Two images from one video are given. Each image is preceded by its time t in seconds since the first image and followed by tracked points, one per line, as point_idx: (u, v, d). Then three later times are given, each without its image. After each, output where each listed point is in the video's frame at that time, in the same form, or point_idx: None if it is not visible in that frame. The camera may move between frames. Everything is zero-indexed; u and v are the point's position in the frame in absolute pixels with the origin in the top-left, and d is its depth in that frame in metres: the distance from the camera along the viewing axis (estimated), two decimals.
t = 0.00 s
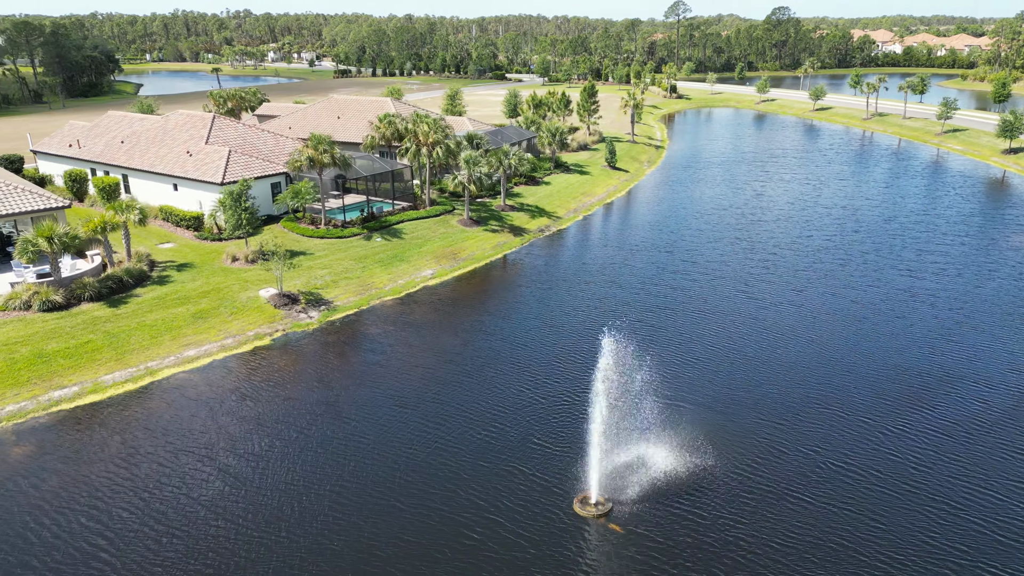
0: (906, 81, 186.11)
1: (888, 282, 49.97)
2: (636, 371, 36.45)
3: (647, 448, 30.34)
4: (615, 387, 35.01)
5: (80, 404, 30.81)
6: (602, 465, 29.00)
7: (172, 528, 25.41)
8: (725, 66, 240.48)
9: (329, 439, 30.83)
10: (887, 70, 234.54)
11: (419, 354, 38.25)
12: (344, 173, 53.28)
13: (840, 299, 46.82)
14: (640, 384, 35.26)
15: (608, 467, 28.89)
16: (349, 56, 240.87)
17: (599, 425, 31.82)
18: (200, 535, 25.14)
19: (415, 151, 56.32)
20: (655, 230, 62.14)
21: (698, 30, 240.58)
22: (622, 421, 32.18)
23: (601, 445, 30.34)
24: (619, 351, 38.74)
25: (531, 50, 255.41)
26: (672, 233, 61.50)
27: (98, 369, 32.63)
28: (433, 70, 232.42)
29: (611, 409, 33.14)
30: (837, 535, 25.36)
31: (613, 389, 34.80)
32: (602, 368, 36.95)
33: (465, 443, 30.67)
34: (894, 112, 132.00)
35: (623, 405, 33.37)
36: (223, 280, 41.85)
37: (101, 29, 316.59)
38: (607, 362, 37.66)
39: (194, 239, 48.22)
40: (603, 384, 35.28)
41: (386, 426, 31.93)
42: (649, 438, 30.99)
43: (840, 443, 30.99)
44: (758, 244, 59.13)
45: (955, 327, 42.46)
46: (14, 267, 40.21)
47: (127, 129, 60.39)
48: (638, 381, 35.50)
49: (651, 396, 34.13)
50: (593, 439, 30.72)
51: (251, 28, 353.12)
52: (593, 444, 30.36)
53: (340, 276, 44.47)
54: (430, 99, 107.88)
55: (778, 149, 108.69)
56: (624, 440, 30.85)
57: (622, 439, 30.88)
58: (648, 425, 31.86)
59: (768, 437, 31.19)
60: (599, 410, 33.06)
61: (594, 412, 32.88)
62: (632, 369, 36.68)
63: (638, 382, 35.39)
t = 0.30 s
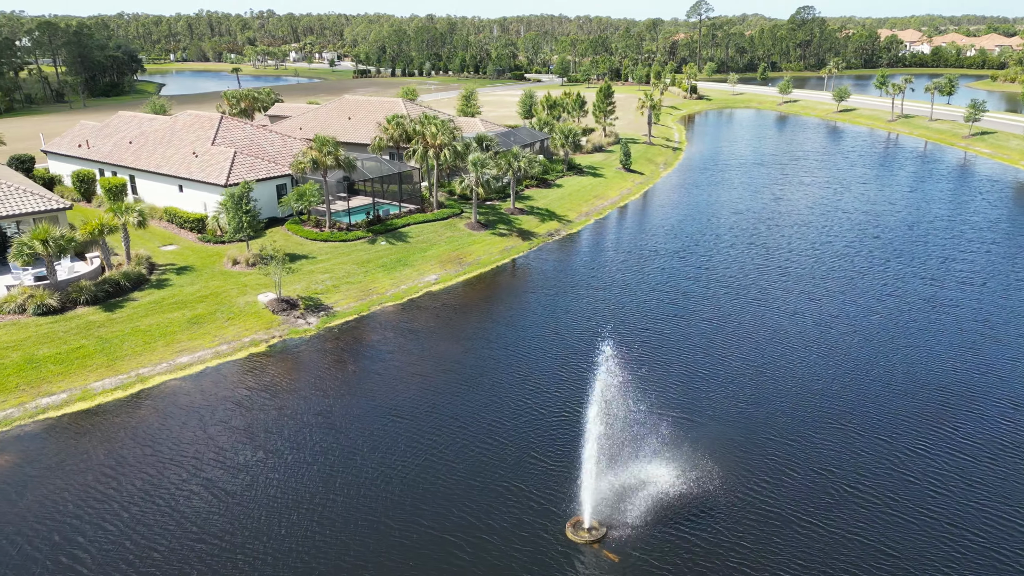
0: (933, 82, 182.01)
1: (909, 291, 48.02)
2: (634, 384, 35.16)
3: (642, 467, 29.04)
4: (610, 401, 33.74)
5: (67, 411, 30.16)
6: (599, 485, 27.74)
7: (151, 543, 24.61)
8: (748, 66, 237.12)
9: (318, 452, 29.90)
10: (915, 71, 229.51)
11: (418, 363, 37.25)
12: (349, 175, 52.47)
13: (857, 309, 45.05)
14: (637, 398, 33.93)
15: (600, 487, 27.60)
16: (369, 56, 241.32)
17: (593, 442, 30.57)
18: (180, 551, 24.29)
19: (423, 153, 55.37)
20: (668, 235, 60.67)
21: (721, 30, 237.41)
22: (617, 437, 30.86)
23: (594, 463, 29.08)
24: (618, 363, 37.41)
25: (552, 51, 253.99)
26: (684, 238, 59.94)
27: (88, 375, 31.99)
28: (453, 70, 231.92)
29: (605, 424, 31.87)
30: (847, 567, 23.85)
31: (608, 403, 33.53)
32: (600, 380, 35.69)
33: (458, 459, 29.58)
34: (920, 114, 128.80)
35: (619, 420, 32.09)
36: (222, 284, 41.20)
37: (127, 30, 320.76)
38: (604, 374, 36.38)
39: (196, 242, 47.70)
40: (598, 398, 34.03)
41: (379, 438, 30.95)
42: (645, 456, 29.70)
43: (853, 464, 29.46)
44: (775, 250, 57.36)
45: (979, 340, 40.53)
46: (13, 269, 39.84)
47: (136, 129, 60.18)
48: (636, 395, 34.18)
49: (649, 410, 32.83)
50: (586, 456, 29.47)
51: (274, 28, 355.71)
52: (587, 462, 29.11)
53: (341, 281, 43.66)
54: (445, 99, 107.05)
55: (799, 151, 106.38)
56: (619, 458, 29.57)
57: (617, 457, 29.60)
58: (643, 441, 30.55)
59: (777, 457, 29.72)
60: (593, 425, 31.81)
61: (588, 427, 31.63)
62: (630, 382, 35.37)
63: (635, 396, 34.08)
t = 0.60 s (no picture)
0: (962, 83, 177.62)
1: (930, 301, 46.11)
2: (632, 400, 33.71)
3: (634, 491, 27.58)
4: (605, 417, 32.26)
5: (53, 418, 29.53)
6: (592, 507, 26.49)
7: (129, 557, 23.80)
8: (771, 66, 233.53)
9: (307, 464, 28.99)
10: (943, 71, 224.29)
11: (416, 371, 36.27)
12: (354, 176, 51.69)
13: (875, 320, 43.30)
14: (634, 415, 32.52)
15: (589, 512, 26.16)
16: (389, 56, 241.39)
17: (584, 462, 29.11)
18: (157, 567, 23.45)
19: (430, 155, 54.40)
20: (681, 239, 59.17)
21: (743, 29, 234.21)
22: (609, 459, 29.39)
23: (584, 485, 27.65)
24: (617, 375, 35.99)
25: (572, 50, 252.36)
26: (695, 243, 58.27)
27: (77, 382, 31.39)
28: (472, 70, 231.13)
29: (598, 443, 30.43)
30: None
31: (602, 420, 32.05)
32: (595, 394, 34.24)
33: (449, 474, 28.55)
34: (948, 116, 125.55)
35: (612, 439, 30.62)
36: (220, 288, 40.56)
37: (152, 30, 324.56)
38: (600, 388, 34.85)
39: (199, 244, 47.17)
40: (594, 412, 32.67)
41: (370, 450, 30.00)
42: (638, 479, 28.22)
43: (865, 486, 27.92)
44: (791, 257, 55.60)
45: (1003, 355, 38.65)
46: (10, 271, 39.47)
47: (144, 129, 59.90)
48: (633, 412, 32.72)
49: (648, 428, 31.44)
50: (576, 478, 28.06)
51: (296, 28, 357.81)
52: (576, 484, 27.70)
53: (341, 286, 42.85)
54: (460, 99, 106.12)
55: (821, 153, 104.01)
56: (610, 480, 28.11)
57: (607, 479, 28.14)
58: (636, 463, 29.11)
59: (785, 477, 28.29)
60: (584, 444, 30.37)
61: (581, 445, 30.25)
62: (627, 397, 33.93)
63: (631, 414, 32.60)
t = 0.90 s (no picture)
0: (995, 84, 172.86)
1: (956, 313, 44.05)
2: (631, 417, 32.14)
3: (627, 519, 26.02)
4: (600, 436, 30.70)
5: (39, 425, 28.91)
6: (584, 535, 25.10)
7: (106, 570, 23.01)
8: (798, 66, 229.72)
9: (296, 476, 28.10)
10: (976, 71, 218.67)
11: (413, 380, 35.27)
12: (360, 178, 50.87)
13: (896, 332, 41.45)
14: (635, 432, 31.07)
15: (577, 542, 24.68)
16: (412, 56, 241.69)
17: (578, 485, 27.68)
18: None
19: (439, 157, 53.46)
20: (696, 244, 57.55)
21: (770, 29, 230.63)
22: (601, 483, 27.83)
23: (574, 512, 26.17)
24: (621, 389, 34.63)
25: (595, 51, 250.52)
26: (710, 249, 56.53)
27: (67, 388, 30.82)
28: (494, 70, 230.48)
29: (591, 465, 28.90)
30: None
31: (596, 439, 30.48)
32: (591, 410, 32.66)
33: (440, 489, 27.45)
34: (979, 118, 121.95)
35: (609, 459, 29.24)
36: (220, 292, 39.97)
37: (179, 31, 328.86)
38: (601, 401, 33.49)
39: (202, 246, 46.68)
40: (593, 428, 31.26)
41: (361, 463, 29.04)
42: (631, 506, 26.66)
43: (880, 513, 26.29)
44: (810, 264, 53.70)
45: None
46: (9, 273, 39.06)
47: (155, 130, 59.71)
48: (631, 431, 31.15)
49: (649, 446, 30.04)
50: (566, 503, 26.58)
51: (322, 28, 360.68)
52: (566, 510, 26.23)
53: (343, 290, 42.05)
54: (477, 100, 105.22)
55: (845, 156, 101.43)
56: (602, 508, 26.60)
57: (599, 506, 26.61)
58: (631, 489, 27.54)
59: (794, 501, 26.79)
60: (576, 466, 28.83)
61: (577, 465, 28.88)
62: (631, 413, 32.52)
63: (628, 433, 31.01)
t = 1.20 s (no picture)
0: None
1: (995, 329, 41.57)
2: (632, 438, 30.54)
3: (624, 548, 24.56)
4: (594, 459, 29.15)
5: (34, 430, 28.56)
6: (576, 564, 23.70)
7: None
8: (838, 67, 224.11)
9: (288, 488, 27.26)
10: None
11: (418, 389, 34.28)
12: (376, 180, 50.13)
13: (929, 348, 39.24)
14: (642, 451, 29.61)
15: (563, 574, 23.12)
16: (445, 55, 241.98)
17: (574, 509, 26.34)
18: None
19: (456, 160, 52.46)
20: (720, 251, 55.66)
21: (809, 28, 225.48)
22: (599, 509, 26.44)
23: (562, 541, 24.63)
24: (630, 404, 33.21)
25: (629, 52, 247.90)
26: (735, 256, 54.60)
27: (65, 392, 30.48)
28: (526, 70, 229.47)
29: (581, 491, 27.36)
30: None
31: (598, 460, 29.08)
32: (590, 428, 31.17)
33: (434, 507, 26.37)
34: None
35: (611, 482, 27.82)
36: (227, 295, 39.51)
37: (219, 31, 334.70)
38: (609, 417, 32.10)
39: (215, 248, 46.40)
40: (596, 447, 29.88)
41: (356, 476, 28.10)
42: (630, 533, 25.19)
43: (902, 547, 24.45)
44: (840, 273, 51.46)
45: None
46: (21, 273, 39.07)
47: (177, 129, 59.82)
48: (635, 451, 29.63)
49: (656, 467, 28.55)
50: (554, 530, 25.04)
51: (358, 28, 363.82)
52: (553, 539, 24.71)
53: (352, 296, 41.31)
54: (505, 101, 104.17)
55: (883, 159, 98.02)
56: (592, 537, 25.03)
57: (595, 534, 25.21)
58: (624, 518, 25.94)
59: (810, 532, 25.06)
60: (567, 490, 27.31)
61: (575, 487, 27.54)
62: (639, 431, 31.05)
63: (624, 455, 29.41)
